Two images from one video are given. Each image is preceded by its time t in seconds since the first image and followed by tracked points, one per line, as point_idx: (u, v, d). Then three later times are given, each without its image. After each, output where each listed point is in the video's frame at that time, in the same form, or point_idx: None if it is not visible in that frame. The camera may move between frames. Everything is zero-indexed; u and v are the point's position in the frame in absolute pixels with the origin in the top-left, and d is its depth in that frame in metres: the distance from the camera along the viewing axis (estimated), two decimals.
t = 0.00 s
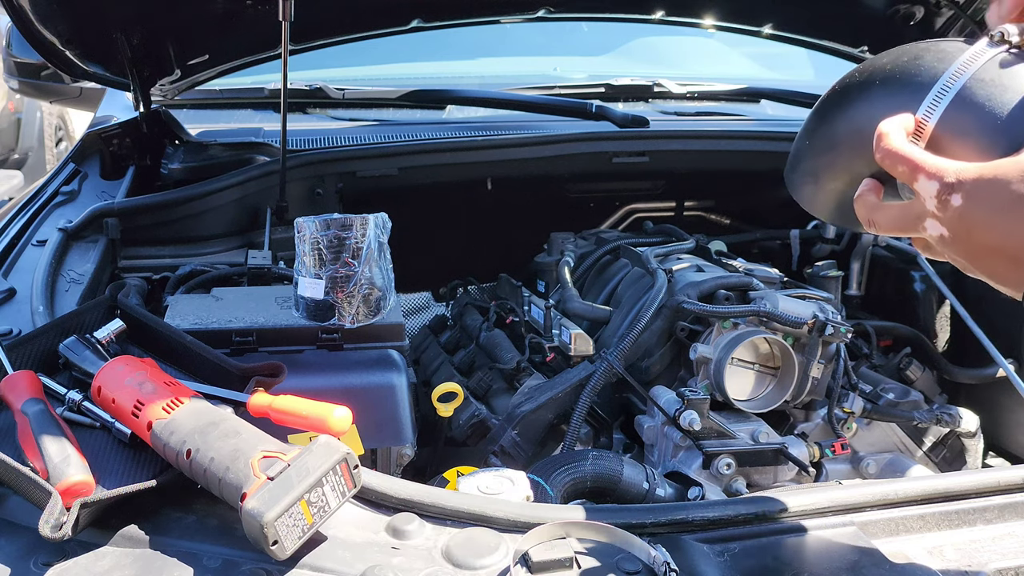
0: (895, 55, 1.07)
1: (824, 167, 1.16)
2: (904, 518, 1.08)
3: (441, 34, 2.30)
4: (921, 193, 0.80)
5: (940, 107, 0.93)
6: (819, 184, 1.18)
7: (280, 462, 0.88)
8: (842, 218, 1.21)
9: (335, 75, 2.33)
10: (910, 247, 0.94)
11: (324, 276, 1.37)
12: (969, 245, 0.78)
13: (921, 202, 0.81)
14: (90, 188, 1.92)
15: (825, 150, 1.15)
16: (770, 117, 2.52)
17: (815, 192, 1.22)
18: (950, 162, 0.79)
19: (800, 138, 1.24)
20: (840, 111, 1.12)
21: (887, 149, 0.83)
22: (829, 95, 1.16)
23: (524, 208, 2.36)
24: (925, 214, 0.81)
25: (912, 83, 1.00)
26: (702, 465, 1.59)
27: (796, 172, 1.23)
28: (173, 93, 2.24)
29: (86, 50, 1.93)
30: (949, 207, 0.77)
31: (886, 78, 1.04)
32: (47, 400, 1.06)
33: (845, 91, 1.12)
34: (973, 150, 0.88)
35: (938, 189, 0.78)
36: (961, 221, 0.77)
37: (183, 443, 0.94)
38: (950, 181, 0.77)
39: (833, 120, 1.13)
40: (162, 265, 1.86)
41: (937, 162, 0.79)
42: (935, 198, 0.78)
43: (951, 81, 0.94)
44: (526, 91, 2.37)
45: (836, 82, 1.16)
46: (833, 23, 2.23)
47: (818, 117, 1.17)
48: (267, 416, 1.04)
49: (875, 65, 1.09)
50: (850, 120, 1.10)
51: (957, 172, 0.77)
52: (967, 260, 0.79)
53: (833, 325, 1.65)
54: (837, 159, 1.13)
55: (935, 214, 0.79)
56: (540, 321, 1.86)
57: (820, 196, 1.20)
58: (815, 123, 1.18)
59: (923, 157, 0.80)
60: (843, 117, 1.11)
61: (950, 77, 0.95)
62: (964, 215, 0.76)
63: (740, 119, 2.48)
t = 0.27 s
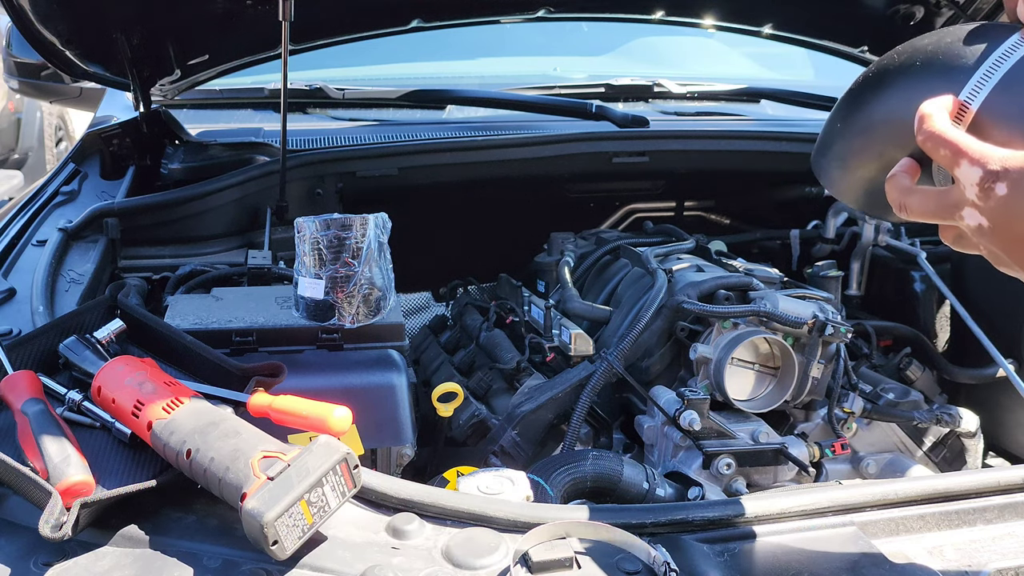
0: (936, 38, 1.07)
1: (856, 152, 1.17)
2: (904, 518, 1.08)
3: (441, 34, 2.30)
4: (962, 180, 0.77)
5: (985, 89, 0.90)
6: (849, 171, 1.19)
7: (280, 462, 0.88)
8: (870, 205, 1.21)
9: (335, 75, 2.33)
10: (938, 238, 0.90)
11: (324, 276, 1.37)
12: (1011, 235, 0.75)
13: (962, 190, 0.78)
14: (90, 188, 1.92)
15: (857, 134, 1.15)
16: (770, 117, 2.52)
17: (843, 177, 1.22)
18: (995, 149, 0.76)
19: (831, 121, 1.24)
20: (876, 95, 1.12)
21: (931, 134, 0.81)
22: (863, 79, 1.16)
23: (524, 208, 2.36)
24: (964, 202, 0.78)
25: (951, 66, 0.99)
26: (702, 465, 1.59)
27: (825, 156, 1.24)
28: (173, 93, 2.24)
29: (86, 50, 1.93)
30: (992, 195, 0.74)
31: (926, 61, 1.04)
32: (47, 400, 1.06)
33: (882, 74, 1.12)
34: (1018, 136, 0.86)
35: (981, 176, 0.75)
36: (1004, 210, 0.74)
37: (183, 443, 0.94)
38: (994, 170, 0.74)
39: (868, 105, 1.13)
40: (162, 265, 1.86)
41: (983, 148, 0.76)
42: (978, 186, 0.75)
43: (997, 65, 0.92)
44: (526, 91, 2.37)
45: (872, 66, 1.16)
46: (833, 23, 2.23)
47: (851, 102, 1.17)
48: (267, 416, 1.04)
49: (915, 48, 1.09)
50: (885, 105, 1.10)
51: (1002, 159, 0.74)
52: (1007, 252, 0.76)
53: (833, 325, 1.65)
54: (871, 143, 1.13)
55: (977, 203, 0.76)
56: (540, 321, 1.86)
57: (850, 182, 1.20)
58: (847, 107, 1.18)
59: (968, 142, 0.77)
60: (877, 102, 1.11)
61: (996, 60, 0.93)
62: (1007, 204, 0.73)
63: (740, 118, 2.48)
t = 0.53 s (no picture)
0: (944, 37, 1.03)
1: (860, 151, 1.15)
2: (904, 518, 1.08)
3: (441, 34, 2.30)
4: (951, 195, 0.72)
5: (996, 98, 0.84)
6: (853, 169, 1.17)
7: (280, 462, 0.88)
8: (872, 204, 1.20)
9: (335, 75, 2.33)
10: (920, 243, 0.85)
11: (324, 276, 1.37)
12: (1002, 254, 0.70)
13: (949, 206, 0.73)
14: (90, 188, 1.92)
15: (862, 134, 1.13)
16: (770, 117, 2.52)
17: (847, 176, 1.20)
18: (988, 163, 0.70)
19: (835, 117, 1.22)
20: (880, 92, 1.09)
21: (925, 143, 0.75)
22: (869, 76, 1.14)
23: (524, 208, 2.36)
24: (950, 217, 0.73)
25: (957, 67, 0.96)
26: (702, 465, 1.59)
27: (829, 154, 1.22)
28: (173, 93, 2.24)
29: (86, 50, 1.93)
30: (983, 215, 0.70)
31: (931, 61, 1.01)
32: (47, 400, 1.06)
33: (888, 73, 1.09)
34: None
35: (971, 194, 0.70)
36: (997, 229, 0.69)
37: (183, 443, 0.94)
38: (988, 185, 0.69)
39: (873, 103, 1.10)
40: (162, 265, 1.86)
41: (974, 161, 0.71)
42: (968, 203, 0.71)
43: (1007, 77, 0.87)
44: (526, 91, 2.37)
45: (879, 61, 1.14)
46: (833, 23, 2.23)
47: (855, 98, 1.15)
48: (267, 416, 1.04)
49: (920, 46, 1.06)
50: (889, 102, 1.07)
51: (996, 176, 0.69)
52: (996, 268, 0.72)
53: (833, 325, 1.65)
54: (875, 144, 1.11)
55: (965, 221, 0.71)
56: (539, 321, 1.86)
57: (854, 182, 1.18)
58: (851, 104, 1.16)
59: (962, 153, 0.72)
60: (881, 99, 1.09)
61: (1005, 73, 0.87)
62: (1000, 225, 0.69)
63: (740, 118, 2.48)
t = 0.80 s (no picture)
0: (922, 62, 0.95)
1: (849, 177, 1.04)
2: (904, 518, 1.08)
3: (441, 34, 2.30)
4: (894, 222, 0.79)
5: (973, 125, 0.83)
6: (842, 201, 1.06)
7: (280, 462, 0.88)
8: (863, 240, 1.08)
9: (335, 75, 2.33)
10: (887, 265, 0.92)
11: (324, 276, 1.37)
12: (942, 273, 0.77)
13: (894, 230, 0.80)
14: (90, 188, 1.92)
15: (849, 163, 1.02)
16: (770, 117, 2.52)
17: (838, 202, 1.09)
18: (926, 190, 0.77)
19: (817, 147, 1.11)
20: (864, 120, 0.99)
21: (872, 177, 0.83)
22: (850, 101, 1.03)
23: (524, 208, 2.36)
24: (896, 240, 0.80)
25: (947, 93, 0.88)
26: (702, 465, 1.59)
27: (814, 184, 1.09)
28: (173, 93, 2.24)
29: (87, 50, 1.93)
30: (922, 238, 0.76)
31: (917, 85, 0.92)
32: (47, 400, 1.06)
33: (867, 98, 0.99)
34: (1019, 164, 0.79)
35: (911, 220, 0.77)
36: (936, 250, 0.76)
37: (183, 443, 0.94)
38: (924, 213, 0.76)
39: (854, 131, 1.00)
40: (162, 265, 1.86)
41: (912, 190, 0.78)
42: (909, 228, 0.77)
43: (992, 92, 0.84)
44: (526, 91, 2.37)
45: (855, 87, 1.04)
46: (833, 23, 2.23)
47: (838, 125, 1.04)
48: (267, 416, 1.04)
49: (901, 70, 0.96)
50: (872, 129, 0.97)
51: (931, 203, 0.76)
52: (942, 287, 0.79)
53: (833, 326, 1.65)
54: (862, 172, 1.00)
55: (907, 244, 0.78)
56: (539, 321, 1.86)
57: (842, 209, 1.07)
58: (835, 133, 1.05)
59: (903, 182, 0.79)
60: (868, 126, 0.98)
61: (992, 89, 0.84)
62: (938, 247, 0.75)
63: (740, 118, 2.48)
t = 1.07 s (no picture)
0: (902, 47, 1.03)
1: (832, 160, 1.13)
2: (905, 518, 1.08)
3: (441, 34, 2.30)
4: (861, 193, 0.84)
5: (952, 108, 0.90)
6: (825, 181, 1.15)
7: (280, 462, 0.88)
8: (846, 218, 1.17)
9: (335, 75, 2.33)
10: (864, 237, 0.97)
11: (324, 276, 1.37)
12: (902, 244, 0.82)
13: (860, 201, 0.85)
14: (90, 188, 1.92)
15: (832, 144, 1.12)
16: (770, 117, 2.52)
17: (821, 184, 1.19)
18: (892, 163, 0.82)
19: (806, 132, 1.20)
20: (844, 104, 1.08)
21: (846, 148, 0.87)
22: (834, 88, 1.12)
23: (524, 208, 2.37)
24: (860, 211, 0.85)
25: (919, 76, 0.95)
26: (702, 465, 1.59)
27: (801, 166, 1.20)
28: (173, 93, 2.24)
29: (87, 50, 1.93)
30: (883, 210, 0.81)
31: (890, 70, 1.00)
32: (47, 400, 1.06)
33: (850, 83, 1.08)
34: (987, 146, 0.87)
35: (875, 192, 0.82)
36: (897, 220, 0.80)
37: (183, 443, 0.94)
38: (888, 185, 0.80)
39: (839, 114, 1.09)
40: (162, 265, 1.86)
41: (879, 163, 0.82)
42: (872, 200, 0.82)
43: (970, 76, 0.91)
44: (526, 91, 2.37)
45: (843, 73, 1.12)
46: (833, 23, 2.23)
47: (823, 111, 1.13)
48: (267, 416, 1.04)
49: (880, 57, 1.05)
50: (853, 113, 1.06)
51: (894, 176, 0.80)
52: (901, 256, 0.84)
53: (833, 325, 1.65)
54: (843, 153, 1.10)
55: (871, 215, 0.83)
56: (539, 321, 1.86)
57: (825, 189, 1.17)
58: (819, 118, 1.15)
59: (872, 154, 0.83)
60: (847, 111, 1.07)
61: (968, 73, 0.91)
62: (898, 219, 0.80)
63: (740, 118, 2.48)
